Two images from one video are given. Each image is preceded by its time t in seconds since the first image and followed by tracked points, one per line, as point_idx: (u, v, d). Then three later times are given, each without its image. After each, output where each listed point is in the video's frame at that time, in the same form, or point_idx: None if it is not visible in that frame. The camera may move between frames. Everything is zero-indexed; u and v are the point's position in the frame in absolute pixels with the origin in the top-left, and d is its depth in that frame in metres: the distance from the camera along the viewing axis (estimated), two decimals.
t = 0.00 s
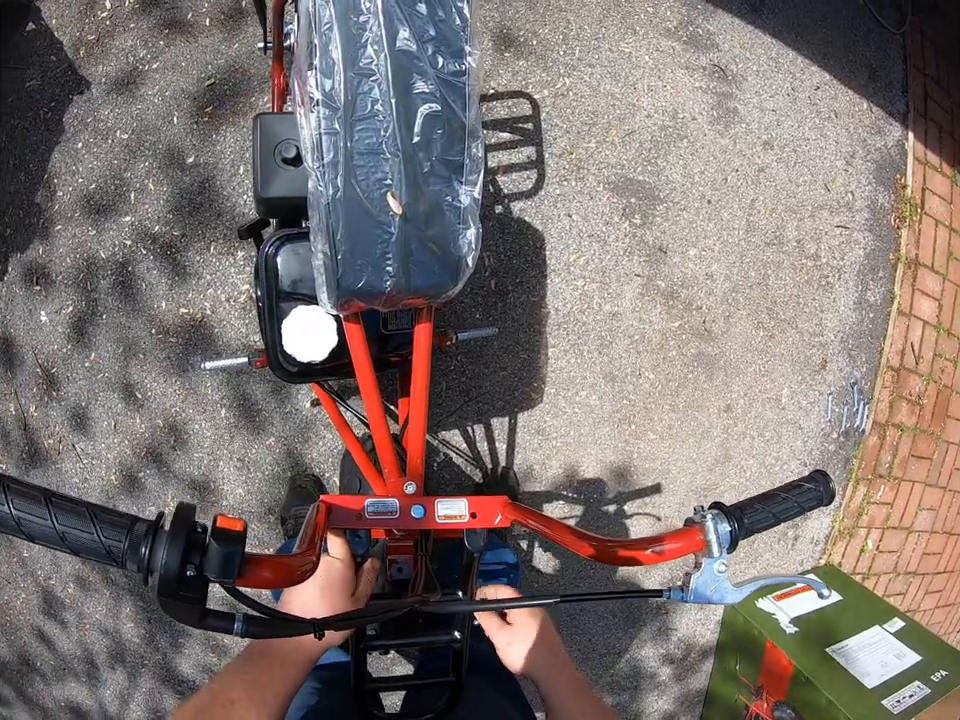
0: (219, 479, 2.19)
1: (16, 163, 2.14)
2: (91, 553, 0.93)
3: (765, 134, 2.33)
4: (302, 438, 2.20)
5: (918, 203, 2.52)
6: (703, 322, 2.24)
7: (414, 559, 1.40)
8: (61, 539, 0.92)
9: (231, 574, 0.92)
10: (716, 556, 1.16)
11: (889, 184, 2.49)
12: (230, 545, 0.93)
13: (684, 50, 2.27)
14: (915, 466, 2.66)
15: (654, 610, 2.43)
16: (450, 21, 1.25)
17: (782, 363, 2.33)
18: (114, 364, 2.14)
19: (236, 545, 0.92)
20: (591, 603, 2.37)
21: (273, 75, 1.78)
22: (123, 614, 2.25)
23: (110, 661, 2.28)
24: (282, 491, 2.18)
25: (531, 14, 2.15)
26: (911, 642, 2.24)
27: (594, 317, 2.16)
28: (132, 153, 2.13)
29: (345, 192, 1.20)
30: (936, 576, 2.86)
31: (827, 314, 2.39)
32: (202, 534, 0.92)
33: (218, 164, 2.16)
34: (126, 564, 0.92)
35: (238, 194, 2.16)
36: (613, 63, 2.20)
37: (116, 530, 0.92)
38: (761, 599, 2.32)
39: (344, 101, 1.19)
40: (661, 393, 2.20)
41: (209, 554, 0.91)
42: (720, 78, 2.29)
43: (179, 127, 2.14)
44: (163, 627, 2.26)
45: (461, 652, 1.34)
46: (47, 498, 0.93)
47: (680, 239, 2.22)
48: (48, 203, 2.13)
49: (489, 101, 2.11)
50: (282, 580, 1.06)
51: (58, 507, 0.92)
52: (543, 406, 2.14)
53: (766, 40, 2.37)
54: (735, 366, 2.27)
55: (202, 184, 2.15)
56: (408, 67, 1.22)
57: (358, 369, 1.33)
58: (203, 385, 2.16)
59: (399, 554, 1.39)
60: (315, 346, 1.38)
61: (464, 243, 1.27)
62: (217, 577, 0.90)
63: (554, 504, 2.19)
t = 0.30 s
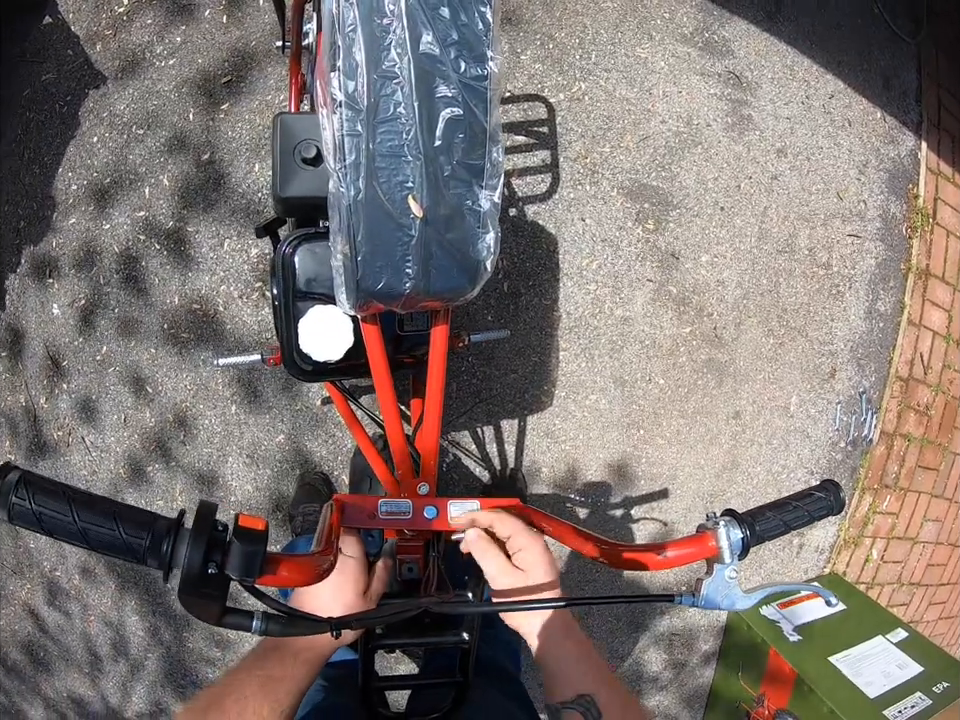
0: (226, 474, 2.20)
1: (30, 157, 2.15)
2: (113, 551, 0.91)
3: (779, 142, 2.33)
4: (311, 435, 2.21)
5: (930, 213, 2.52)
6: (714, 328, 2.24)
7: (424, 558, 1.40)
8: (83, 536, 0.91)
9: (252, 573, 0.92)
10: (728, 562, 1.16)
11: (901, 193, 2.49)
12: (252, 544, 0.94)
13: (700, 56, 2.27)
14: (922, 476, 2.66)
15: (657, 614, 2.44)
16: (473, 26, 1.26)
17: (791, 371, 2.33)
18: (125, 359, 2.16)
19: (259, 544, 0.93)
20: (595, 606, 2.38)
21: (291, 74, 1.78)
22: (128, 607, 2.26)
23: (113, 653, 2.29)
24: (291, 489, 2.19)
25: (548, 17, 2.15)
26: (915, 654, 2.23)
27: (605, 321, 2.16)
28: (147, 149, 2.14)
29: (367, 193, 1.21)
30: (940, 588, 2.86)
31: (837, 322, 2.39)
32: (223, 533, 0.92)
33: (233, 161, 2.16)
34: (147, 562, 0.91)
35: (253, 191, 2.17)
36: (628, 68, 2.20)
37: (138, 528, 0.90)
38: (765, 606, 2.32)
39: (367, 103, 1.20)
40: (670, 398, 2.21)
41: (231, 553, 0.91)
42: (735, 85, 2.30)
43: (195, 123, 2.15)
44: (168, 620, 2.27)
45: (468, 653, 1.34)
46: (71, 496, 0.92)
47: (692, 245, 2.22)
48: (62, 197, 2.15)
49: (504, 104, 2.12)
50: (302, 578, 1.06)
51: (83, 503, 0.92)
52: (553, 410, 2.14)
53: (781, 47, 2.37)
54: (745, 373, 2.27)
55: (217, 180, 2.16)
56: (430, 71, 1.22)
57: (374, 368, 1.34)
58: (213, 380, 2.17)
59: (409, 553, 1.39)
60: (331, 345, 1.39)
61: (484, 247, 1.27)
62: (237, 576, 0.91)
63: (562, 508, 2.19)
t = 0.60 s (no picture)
0: (237, 466, 2.21)
1: (49, 142, 2.15)
2: (161, 551, 0.88)
3: (798, 152, 2.34)
4: (324, 430, 2.22)
5: (945, 228, 2.53)
6: (729, 336, 2.25)
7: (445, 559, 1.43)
8: (129, 535, 0.88)
9: (301, 573, 0.95)
10: (759, 567, 1.17)
11: (917, 207, 2.50)
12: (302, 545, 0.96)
13: (723, 64, 2.28)
14: (927, 490, 2.67)
15: (661, 619, 2.45)
16: (517, 29, 1.27)
17: (803, 380, 2.34)
18: (139, 348, 2.16)
19: (310, 546, 0.96)
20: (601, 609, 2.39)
21: (319, 68, 1.79)
22: (134, 596, 2.27)
23: (116, 642, 2.30)
24: (303, 483, 2.21)
25: (574, 21, 2.16)
26: (915, 664, 2.24)
27: (622, 326, 2.17)
28: (168, 138, 2.15)
29: (409, 192, 1.21)
30: (941, 601, 2.87)
31: (849, 334, 2.40)
32: (275, 534, 0.94)
33: (255, 153, 2.17)
34: (196, 562, 0.89)
35: (274, 183, 2.18)
36: (652, 74, 2.21)
37: (189, 527, 0.88)
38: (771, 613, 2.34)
39: (412, 101, 1.20)
40: (684, 404, 2.22)
41: (283, 554, 0.93)
42: (757, 94, 2.30)
43: (217, 114, 2.16)
44: (173, 611, 2.27)
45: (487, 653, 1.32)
46: (116, 494, 0.88)
47: (710, 252, 2.24)
48: (80, 183, 2.15)
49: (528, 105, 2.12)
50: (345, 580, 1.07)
51: (129, 502, 0.89)
52: (568, 412, 2.15)
53: (803, 58, 2.38)
54: (758, 381, 2.28)
55: (238, 172, 2.17)
56: (475, 73, 1.24)
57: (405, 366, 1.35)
58: (229, 372, 2.18)
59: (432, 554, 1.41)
60: (361, 342, 1.40)
61: (524, 250, 1.28)
62: (288, 575, 0.94)
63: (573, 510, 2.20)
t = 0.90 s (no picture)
0: (247, 456, 2.21)
1: (66, 126, 2.15)
2: (202, 548, 0.91)
3: (816, 163, 2.35)
4: (336, 424, 2.22)
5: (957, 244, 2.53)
6: (742, 343, 2.26)
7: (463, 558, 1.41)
8: (170, 532, 0.91)
9: (347, 573, 0.96)
10: (786, 572, 1.18)
11: (930, 222, 2.51)
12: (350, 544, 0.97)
13: (744, 73, 2.29)
14: (930, 503, 2.69)
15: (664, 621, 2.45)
16: (559, 30, 1.27)
17: (812, 390, 2.35)
18: (152, 335, 2.16)
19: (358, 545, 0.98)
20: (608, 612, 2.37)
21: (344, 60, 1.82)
22: (136, 586, 2.21)
23: (117, 631, 2.24)
24: (314, 476, 2.21)
25: (599, 24, 2.17)
26: (912, 676, 2.22)
27: (637, 330, 2.18)
28: (187, 125, 2.15)
29: (450, 189, 1.23)
30: (939, 614, 2.89)
31: (860, 345, 2.41)
32: (323, 533, 0.95)
33: (275, 143, 2.17)
34: (239, 559, 0.90)
35: (294, 175, 2.18)
36: (674, 80, 2.22)
37: (233, 525, 0.90)
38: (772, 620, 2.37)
39: (455, 98, 1.21)
40: (695, 409, 2.23)
41: (331, 553, 0.94)
42: (777, 104, 2.31)
43: (239, 104, 2.16)
44: (177, 601, 2.22)
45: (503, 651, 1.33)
46: (157, 491, 0.91)
47: (726, 260, 2.24)
48: (97, 168, 2.14)
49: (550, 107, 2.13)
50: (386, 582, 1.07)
51: (168, 499, 0.91)
52: (581, 414, 2.16)
53: (823, 69, 2.39)
54: (768, 389, 2.29)
55: (258, 162, 2.17)
56: (519, 73, 1.24)
57: (436, 358, 1.36)
58: (242, 362, 2.19)
59: (448, 553, 1.39)
60: (389, 338, 1.40)
61: (560, 252, 1.30)
62: (336, 575, 0.95)
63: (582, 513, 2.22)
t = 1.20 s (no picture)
0: (249, 448, 2.21)
1: (76, 110, 2.14)
2: (220, 541, 0.92)
3: (826, 171, 2.35)
4: (340, 417, 2.22)
5: None
6: (747, 349, 2.26)
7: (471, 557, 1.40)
8: (190, 524, 0.92)
9: (371, 570, 0.97)
10: (800, 576, 1.18)
11: (937, 234, 2.52)
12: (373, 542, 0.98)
13: (758, 79, 2.29)
14: (927, 515, 2.69)
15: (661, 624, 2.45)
16: (587, 28, 1.26)
17: (815, 398, 2.36)
18: (157, 324, 2.16)
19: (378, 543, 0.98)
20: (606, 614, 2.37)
21: (362, 52, 1.82)
22: (133, 575, 2.20)
23: (112, 621, 2.23)
24: (316, 469, 2.21)
25: (614, 26, 2.17)
26: (907, 685, 2.24)
27: (644, 332, 2.18)
28: (199, 113, 2.14)
29: (475, 183, 1.23)
30: (933, 626, 2.90)
31: (863, 355, 2.42)
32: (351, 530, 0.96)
33: (288, 135, 2.17)
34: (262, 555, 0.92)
35: (305, 167, 2.18)
36: (688, 84, 2.22)
37: (254, 520, 0.92)
38: (767, 626, 2.38)
39: (483, 92, 1.22)
40: (699, 414, 2.23)
41: (357, 550, 0.96)
42: (790, 111, 2.32)
43: (252, 93, 2.15)
44: (173, 592, 2.21)
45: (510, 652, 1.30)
46: (177, 482, 0.92)
47: (734, 265, 2.25)
48: (106, 154, 2.13)
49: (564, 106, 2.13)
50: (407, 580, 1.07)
51: (185, 491, 0.92)
52: (586, 414, 2.16)
53: (836, 78, 2.40)
54: (772, 396, 2.30)
55: (269, 153, 2.17)
56: (547, 70, 1.24)
57: (451, 354, 1.36)
58: (247, 353, 2.18)
59: (458, 550, 1.40)
60: (405, 332, 1.42)
61: (582, 251, 1.30)
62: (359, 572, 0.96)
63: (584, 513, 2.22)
